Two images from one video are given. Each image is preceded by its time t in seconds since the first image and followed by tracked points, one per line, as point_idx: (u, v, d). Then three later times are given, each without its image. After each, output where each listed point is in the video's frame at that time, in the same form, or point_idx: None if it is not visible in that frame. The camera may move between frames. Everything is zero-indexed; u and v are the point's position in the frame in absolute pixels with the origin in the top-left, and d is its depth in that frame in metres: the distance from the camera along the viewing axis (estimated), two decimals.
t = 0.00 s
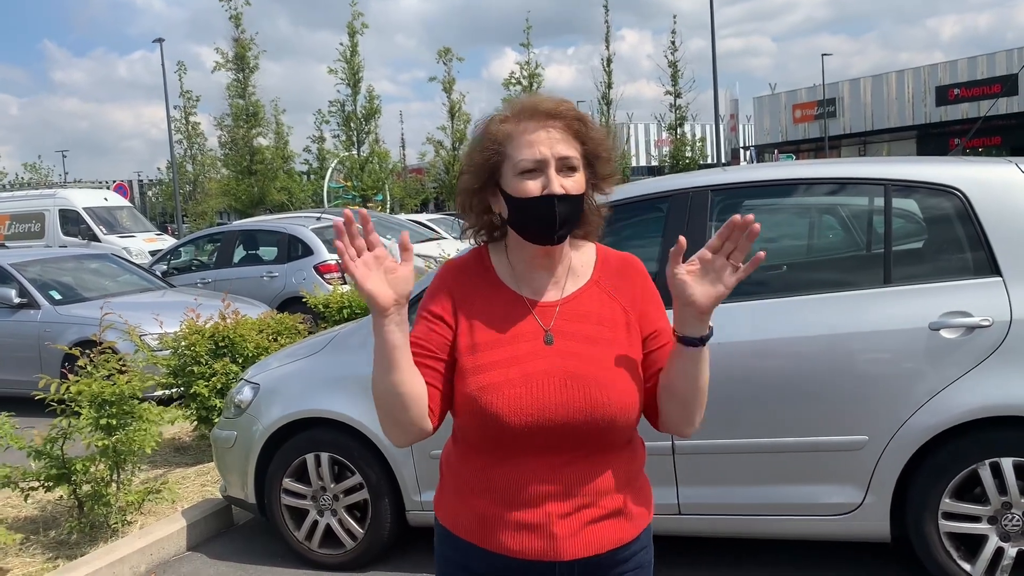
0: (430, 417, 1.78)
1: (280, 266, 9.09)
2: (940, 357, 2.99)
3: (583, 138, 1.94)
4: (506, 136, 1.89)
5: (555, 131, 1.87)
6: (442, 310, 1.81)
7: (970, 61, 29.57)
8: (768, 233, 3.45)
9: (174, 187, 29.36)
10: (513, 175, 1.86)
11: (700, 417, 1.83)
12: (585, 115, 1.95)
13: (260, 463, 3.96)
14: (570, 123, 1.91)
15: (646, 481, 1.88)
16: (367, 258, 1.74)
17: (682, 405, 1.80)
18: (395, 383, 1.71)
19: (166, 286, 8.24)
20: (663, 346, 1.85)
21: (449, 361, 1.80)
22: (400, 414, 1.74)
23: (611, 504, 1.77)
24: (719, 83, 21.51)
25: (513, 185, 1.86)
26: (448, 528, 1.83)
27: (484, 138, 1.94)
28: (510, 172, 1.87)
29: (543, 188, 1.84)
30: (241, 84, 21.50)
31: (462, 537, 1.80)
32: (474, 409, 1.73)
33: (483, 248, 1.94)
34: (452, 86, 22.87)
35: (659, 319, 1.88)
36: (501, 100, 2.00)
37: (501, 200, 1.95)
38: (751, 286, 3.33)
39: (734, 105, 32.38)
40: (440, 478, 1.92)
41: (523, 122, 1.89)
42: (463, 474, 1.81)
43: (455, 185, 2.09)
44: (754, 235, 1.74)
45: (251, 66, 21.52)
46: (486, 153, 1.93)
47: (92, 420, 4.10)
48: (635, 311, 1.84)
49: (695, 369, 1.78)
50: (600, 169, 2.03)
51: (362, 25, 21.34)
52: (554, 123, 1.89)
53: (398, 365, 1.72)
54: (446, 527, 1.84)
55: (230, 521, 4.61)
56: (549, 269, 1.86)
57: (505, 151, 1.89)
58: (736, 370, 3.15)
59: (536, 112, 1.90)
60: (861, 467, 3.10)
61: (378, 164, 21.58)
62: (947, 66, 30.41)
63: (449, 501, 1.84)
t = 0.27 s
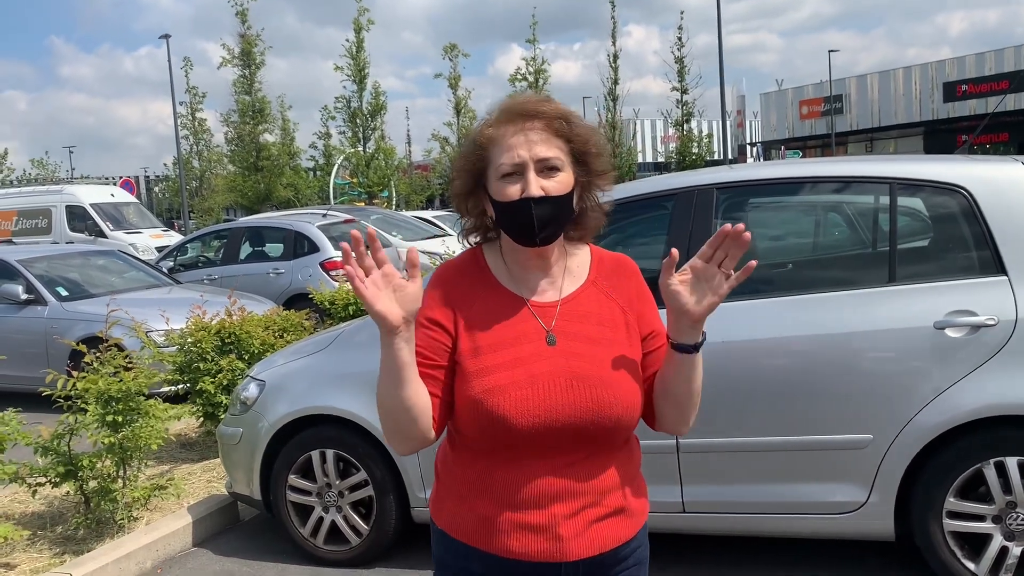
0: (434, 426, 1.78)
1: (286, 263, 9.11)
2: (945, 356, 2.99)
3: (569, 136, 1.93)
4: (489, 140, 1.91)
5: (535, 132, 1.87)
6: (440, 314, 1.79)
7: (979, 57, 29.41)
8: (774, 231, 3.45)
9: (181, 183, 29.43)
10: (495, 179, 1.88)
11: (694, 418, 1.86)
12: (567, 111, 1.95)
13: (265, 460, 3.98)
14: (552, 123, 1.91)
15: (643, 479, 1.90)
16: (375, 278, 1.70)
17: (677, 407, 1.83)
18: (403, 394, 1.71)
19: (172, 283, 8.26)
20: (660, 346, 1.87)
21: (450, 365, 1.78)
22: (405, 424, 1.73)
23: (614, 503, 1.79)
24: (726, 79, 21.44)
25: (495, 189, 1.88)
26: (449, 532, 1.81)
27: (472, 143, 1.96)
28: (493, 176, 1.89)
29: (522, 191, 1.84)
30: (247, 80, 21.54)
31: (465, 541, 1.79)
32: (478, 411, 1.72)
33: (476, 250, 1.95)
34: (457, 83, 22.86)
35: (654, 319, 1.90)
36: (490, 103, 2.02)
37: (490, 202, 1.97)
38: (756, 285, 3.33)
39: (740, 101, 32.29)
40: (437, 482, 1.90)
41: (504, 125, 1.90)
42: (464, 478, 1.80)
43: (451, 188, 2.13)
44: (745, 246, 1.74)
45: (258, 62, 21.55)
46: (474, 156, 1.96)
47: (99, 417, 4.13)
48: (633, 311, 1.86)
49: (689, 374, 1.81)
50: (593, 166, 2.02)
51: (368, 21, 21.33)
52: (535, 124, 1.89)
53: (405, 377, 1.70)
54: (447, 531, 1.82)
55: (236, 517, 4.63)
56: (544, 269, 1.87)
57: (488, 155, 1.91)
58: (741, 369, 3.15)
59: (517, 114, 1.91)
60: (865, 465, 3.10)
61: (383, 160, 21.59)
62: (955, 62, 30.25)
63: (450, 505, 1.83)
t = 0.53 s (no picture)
0: (427, 423, 1.77)
1: (289, 257, 9.11)
2: (949, 354, 2.97)
3: (562, 134, 1.92)
4: (483, 137, 1.89)
5: (528, 129, 1.86)
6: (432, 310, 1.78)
7: (985, 52, 29.27)
8: (778, 227, 3.43)
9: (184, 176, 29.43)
10: (488, 176, 1.86)
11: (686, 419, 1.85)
12: (561, 108, 1.93)
13: (268, 455, 3.98)
14: (545, 120, 1.89)
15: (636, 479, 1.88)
16: (366, 273, 1.68)
17: (671, 408, 1.83)
18: (394, 392, 1.70)
19: (175, 276, 8.26)
20: (653, 346, 1.87)
21: (442, 362, 1.77)
22: (397, 422, 1.72)
23: (605, 502, 1.77)
24: (730, 74, 21.36)
25: (488, 186, 1.86)
26: (440, 531, 1.80)
27: (465, 140, 1.95)
28: (486, 174, 1.88)
29: (515, 188, 1.83)
30: (250, 74, 21.52)
31: (455, 540, 1.78)
32: (470, 409, 1.71)
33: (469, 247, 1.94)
34: (461, 77, 22.81)
35: (648, 318, 1.89)
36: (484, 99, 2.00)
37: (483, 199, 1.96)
38: (760, 281, 3.32)
39: (744, 95, 32.19)
40: (428, 481, 1.89)
41: (497, 122, 1.88)
42: (455, 476, 1.79)
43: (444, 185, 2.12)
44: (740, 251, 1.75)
45: (261, 55, 21.52)
46: (467, 154, 1.95)
47: (102, 410, 4.13)
48: (627, 311, 1.86)
49: (683, 377, 1.81)
50: (588, 164, 2.01)
51: (372, 14, 21.28)
52: (528, 120, 1.88)
53: (397, 375, 1.69)
54: (437, 530, 1.81)
55: (238, 511, 4.64)
56: (537, 268, 1.86)
57: (481, 152, 1.90)
58: (745, 365, 3.14)
59: (510, 111, 1.90)
60: (868, 463, 3.09)
61: (387, 154, 21.57)
62: (960, 57, 30.12)
63: (440, 503, 1.81)
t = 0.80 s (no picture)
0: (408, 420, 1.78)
1: (287, 252, 9.11)
2: (945, 351, 2.98)
3: (547, 135, 1.92)
4: (468, 137, 1.90)
5: (512, 130, 1.86)
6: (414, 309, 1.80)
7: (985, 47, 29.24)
8: (775, 224, 3.43)
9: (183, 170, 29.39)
10: (471, 176, 1.87)
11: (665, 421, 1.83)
12: (545, 110, 1.94)
13: (265, 449, 3.99)
14: (529, 121, 1.90)
15: (619, 479, 1.87)
16: (350, 273, 1.70)
17: (646, 409, 1.81)
18: (377, 389, 1.72)
19: (174, 271, 8.26)
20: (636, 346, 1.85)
21: (422, 361, 1.79)
22: (378, 419, 1.74)
23: (583, 502, 1.77)
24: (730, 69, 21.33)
25: (471, 186, 1.87)
26: (421, 528, 1.81)
27: (451, 140, 1.96)
28: (470, 173, 1.88)
29: (498, 188, 1.83)
30: (249, 67, 21.48)
31: (435, 538, 1.79)
32: (448, 408, 1.72)
33: (454, 247, 1.95)
34: (461, 71, 22.77)
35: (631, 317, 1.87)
36: (470, 100, 2.01)
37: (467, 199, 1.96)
38: (756, 278, 3.32)
39: (743, 90, 32.15)
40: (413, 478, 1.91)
41: (482, 123, 1.89)
42: (435, 474, 1.80)
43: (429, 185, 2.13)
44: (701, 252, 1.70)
45: (260, 49, 21.49)
46: (452, 154, 1.96)
47: (100, 405, 4.14)
48: (608, 311, 1.84)
49: (654, 378, 1.78)
50: (572, 166, 2.01)
51: (371, 8, 21.24)
52: (512, 121, 1.88)
53: (380, 372, 1.71)
54: (419, 528, 1.83)
55: (236, 506, 4.65)
56: (519, 268, 1.86)
57: (465, 152, 1.90)
58: (741, 362, 3.15)
59: (494, 111, 1.90)
60: (863, 460, 3.10)
61: (386, 149, 21.55)
62: (960, 52, 30.08)
63: (422, 501, 1.83)
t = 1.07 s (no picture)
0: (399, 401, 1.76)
1: (280, 244, 9.07)
2: (938, 342, 2.98)
3: (531, 123, 1.91)
4: (454, 124, 1.89)
5: (496, 117, 1.85)
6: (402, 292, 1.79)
7: (978, 41, 29.27)
8: (769, 215, 3.43)
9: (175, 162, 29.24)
10: (456, 163, 1.85)
11: (648, 398, 1.80)
12: (528, 97, 1.92)
13: (259, 441, 3.98)
14: (514, 109, 1.88)
15: (606, 466, 1.87)
16: (370, 241, 1.70)
17: (623, 387, 1.78)
18: (374, 363, 1.69)
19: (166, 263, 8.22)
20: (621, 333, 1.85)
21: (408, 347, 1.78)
22: (370, 396, 1.71)
23: (570, 488, 1.76)
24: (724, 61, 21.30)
25: (456, 172, 1.85)
26: (409, 517, 1.81)
27: (438, 128, 1.95)
28: (454, 160, 1.87)
29: (482, 174, 1.82)
30: (242, 59, 21.36)
31: (422, 526, 1.78)
32: (433, 394, 1.72)
33: (440, 235, 1.94)
34: (455, 63, 22.67)
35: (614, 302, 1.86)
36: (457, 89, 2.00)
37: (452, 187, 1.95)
38: (750, 269, 3.32)
39: (738, 83, 32.14)
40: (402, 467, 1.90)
41: (467, 110, 1.88)
42: (422, 461, 1.79)
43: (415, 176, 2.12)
44: (623, 211, 1.69)
45: (253, 41, 21.37)
46: (437, 142, 1.94)
47: (93, 397, 4.12)
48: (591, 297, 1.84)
49: (621, 353, 1.75)
50: (558, 154, 1.99)
51: None
52: (497, 109, 1.87)
53: (380, 346, 1.69)
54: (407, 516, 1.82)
55: (230, 498, 4.64)
56: (505, 256, 1.85)
57: (451, 140, 1.89)
58: (735, 353, 3.15)
59: (479, 99, 1.89)
60: (856, 450, 3.11)
61: (380, 141, 21.46)
62: (954, 46, 30.11)
63: (410, 489, 1.82)
